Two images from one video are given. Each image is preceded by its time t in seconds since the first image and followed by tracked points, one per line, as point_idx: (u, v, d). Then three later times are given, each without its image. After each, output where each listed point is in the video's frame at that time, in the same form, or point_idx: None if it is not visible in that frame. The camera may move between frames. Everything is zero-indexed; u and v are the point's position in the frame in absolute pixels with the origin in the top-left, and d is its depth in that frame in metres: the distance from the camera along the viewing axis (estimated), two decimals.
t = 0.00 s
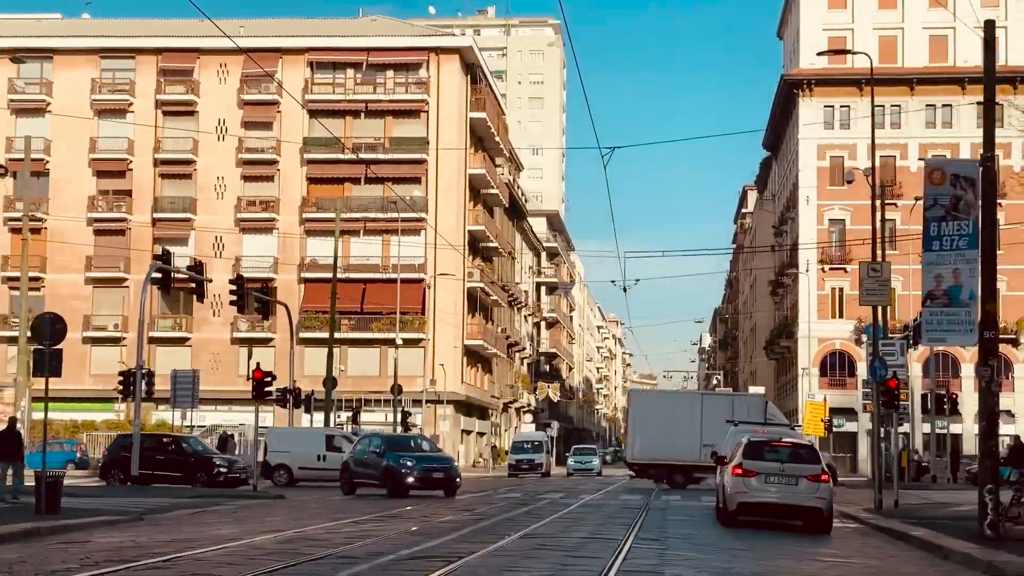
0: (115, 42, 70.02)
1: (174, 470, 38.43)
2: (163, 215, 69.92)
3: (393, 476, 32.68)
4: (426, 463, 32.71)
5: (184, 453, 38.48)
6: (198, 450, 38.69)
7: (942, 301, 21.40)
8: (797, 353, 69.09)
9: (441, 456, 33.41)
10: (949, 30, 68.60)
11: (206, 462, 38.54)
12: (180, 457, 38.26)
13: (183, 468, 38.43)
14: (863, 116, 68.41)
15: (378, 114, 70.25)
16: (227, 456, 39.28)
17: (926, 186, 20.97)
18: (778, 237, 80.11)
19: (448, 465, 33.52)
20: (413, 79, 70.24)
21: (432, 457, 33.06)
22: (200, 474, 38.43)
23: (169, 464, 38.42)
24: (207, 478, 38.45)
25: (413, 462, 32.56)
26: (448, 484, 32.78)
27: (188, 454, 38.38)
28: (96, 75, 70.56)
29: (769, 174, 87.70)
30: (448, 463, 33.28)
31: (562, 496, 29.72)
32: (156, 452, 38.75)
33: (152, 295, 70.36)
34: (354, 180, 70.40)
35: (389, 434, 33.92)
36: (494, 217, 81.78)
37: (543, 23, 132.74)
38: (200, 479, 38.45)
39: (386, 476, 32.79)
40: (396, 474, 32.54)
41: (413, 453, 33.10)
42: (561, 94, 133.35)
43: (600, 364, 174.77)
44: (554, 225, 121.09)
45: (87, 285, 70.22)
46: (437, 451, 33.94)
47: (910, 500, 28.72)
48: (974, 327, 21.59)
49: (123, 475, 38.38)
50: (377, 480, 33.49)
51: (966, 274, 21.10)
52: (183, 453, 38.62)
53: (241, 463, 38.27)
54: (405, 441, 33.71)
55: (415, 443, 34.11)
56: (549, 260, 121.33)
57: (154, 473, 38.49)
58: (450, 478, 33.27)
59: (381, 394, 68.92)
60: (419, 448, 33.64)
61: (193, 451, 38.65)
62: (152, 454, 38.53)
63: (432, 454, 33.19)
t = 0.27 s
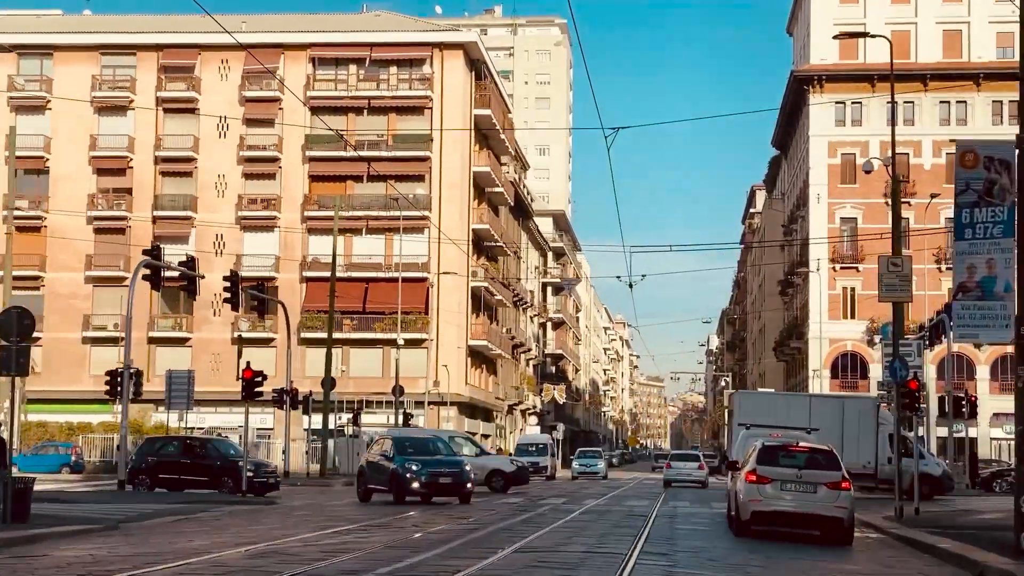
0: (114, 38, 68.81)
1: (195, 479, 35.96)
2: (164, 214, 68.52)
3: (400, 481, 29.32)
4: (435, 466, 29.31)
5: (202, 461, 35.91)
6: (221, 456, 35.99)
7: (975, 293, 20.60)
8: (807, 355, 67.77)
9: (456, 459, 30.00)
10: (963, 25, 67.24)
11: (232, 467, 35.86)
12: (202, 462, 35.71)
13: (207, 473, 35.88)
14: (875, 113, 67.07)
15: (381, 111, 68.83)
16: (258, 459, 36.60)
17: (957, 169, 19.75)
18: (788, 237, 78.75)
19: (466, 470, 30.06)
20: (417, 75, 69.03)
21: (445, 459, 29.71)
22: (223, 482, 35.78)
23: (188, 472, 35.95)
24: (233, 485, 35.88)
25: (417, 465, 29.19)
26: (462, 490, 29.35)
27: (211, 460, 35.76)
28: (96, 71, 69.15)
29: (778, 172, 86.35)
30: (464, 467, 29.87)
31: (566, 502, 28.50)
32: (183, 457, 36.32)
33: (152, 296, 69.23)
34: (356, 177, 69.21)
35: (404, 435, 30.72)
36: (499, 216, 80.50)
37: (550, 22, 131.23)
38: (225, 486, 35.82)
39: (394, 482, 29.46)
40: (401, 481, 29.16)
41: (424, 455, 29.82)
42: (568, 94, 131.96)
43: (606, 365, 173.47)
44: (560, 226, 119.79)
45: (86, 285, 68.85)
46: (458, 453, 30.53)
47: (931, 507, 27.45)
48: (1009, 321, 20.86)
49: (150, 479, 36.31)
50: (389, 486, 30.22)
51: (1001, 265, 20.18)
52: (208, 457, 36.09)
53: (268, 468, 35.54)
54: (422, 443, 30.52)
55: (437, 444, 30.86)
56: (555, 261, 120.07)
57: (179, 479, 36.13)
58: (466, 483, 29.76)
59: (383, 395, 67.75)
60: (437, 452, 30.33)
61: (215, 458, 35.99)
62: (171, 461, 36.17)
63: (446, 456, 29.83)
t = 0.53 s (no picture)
0: (112, 30, 67.71)
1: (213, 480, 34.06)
2: (162, 209, 67.46)
3: (398, 483, 27.94)
4: (433, 466, 27.85)
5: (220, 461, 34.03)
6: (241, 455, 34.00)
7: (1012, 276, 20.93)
8: (819, 352, 66.43)
9: (461, 458, 28.53)
10: (977, 16, 65.89)
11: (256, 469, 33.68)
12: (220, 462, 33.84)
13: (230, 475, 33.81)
14: (887, 104, 65.89)
15: (383, 104, 67.57)
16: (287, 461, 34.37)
17: (995, 143, 20.92)
18: (798, 233, 77.39)
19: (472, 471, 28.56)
20: (420, 68, 67.57)
21: (447, 458, 28.28)
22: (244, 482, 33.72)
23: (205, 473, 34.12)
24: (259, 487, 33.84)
25: (413, 466, 27.79)
26: (464, 494, 27.80)
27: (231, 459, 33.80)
28: (94, 64, 68.20)
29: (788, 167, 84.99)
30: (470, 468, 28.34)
31: (571, 505, 27.27)
32: (207, 458, 34.42)
33: (149, 292, 67.89)
34: (359, 172, 67.83)
35: (411, 433, 29.40)
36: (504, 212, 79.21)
37: (558, 19, 129.79)
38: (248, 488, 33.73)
39: (394, 483, 28.10)
40: (397, 482, 27.75)
41: (425, 455, 28.38)
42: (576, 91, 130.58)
43: (614, 364, 171.92)
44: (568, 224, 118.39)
45: (83, 282, 67.75)
46: (465, 453, 29.04)
47: (955, 510, 26.12)
48: None
49: (174, 480, 34.66)
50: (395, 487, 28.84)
51: None
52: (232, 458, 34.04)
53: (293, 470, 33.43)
54: (430, 443, 29.16)
55: (447, 443, 29.46)
56: (563, 259, 118.75)
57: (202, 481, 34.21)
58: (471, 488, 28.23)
59: (386, 394, 66.51)
60: (445, 451, 28.87)
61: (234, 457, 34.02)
62: (190, 462, 34.44)
63: (450, 456, 28.36)
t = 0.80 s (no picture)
0: (106, 25, 66.53)
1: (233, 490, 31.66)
2: (158, 207, 66.31)
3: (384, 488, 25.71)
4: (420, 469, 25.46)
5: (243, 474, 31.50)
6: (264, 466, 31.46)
7: None
8: (828, 351, 65.05)
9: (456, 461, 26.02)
10: (987, 8, 64.54)
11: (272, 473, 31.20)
12: (237, 469, 31.41)
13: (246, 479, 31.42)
14: (896, 99, 64.27)
15: (383, 99, 66.40)
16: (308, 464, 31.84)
17: None
18: (806, 230, 76.04)
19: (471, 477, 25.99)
20: (421, 62, 66.34)
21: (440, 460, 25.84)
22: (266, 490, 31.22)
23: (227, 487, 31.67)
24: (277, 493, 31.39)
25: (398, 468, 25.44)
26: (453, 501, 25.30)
27: (248, 465, 31.37)
28: (87, 58, 66.96)
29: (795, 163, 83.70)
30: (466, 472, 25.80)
31: (572, 508, 26.05)
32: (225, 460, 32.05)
33: (145, 291, 66.67)
34: (358, 169, 66.55)
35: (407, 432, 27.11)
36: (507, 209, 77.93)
37: (562, 16, 128.35)
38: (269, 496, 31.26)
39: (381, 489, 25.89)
40: (381, 487, 25.51)
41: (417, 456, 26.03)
42: (580, 89, 129.22)
43: (620, 364, 170.27)
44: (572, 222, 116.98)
45: (77, 280, 66.65)
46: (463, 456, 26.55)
47: (976, 514, 24.83)
48: None
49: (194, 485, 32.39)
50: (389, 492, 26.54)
51: None
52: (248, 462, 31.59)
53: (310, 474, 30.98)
54: (428, 442, 26.80)
55: (450, 444, 27.02)
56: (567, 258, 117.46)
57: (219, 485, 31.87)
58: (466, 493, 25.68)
59: (385, 395, 65.30)
60: (443, 453, 26.45)
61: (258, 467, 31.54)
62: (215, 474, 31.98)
63: (445, 458, 25.90)
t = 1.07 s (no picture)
0: (100, 18, 65.32)
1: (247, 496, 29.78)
2: (154, 203, 65.26)
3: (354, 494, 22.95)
4: (393, 475, 22.65)
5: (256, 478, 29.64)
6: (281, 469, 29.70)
7: None
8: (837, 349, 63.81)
9: (437, 465, 23.12)
10: None
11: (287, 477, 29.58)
12: (253, 471, 29.54)
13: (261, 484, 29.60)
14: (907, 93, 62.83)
15: (383, 94, 65.08)
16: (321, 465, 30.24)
17: None
18: (815, 226, 74.64)
19: (453, 483, 23.06)
20: (421, 56, 65.07)
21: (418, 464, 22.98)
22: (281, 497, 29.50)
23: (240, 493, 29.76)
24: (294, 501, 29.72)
25: (368, 475, 22.67)
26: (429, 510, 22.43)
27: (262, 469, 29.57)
28: (81, 53, 65.77)
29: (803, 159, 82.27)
30: (447, 478, 22.86)
31: (572, 514, 24.70)
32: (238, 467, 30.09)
33: (140, 290, 65.45)
34: (357, 165, 64.90)
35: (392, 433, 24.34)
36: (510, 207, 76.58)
37: (566, 14, 126.90)
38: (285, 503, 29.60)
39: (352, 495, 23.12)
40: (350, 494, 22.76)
41: (395, 460, 23.25)
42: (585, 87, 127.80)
43: (625, 365, 168.83)
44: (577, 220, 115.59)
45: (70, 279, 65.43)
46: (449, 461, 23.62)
47: (1001, 519, 23.45)
48: None
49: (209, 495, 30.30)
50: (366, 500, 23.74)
51: None
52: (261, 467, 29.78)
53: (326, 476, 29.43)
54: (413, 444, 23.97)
55: (438, 448, 24.12)
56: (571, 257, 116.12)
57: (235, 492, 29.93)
58: (446, 502, 22.76)
59: (384, 395, 64.02)
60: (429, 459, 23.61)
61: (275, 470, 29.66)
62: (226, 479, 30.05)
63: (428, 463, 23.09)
